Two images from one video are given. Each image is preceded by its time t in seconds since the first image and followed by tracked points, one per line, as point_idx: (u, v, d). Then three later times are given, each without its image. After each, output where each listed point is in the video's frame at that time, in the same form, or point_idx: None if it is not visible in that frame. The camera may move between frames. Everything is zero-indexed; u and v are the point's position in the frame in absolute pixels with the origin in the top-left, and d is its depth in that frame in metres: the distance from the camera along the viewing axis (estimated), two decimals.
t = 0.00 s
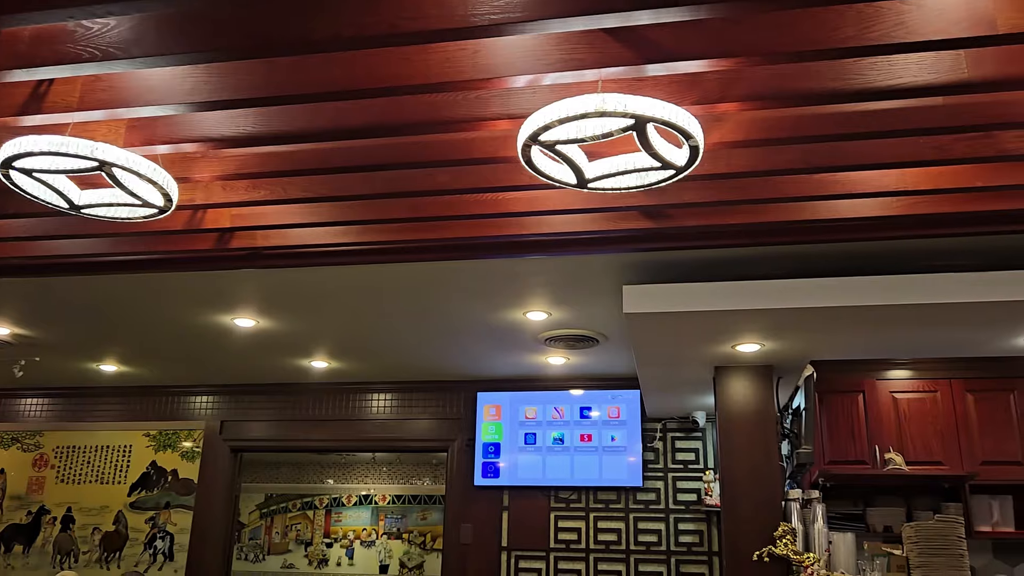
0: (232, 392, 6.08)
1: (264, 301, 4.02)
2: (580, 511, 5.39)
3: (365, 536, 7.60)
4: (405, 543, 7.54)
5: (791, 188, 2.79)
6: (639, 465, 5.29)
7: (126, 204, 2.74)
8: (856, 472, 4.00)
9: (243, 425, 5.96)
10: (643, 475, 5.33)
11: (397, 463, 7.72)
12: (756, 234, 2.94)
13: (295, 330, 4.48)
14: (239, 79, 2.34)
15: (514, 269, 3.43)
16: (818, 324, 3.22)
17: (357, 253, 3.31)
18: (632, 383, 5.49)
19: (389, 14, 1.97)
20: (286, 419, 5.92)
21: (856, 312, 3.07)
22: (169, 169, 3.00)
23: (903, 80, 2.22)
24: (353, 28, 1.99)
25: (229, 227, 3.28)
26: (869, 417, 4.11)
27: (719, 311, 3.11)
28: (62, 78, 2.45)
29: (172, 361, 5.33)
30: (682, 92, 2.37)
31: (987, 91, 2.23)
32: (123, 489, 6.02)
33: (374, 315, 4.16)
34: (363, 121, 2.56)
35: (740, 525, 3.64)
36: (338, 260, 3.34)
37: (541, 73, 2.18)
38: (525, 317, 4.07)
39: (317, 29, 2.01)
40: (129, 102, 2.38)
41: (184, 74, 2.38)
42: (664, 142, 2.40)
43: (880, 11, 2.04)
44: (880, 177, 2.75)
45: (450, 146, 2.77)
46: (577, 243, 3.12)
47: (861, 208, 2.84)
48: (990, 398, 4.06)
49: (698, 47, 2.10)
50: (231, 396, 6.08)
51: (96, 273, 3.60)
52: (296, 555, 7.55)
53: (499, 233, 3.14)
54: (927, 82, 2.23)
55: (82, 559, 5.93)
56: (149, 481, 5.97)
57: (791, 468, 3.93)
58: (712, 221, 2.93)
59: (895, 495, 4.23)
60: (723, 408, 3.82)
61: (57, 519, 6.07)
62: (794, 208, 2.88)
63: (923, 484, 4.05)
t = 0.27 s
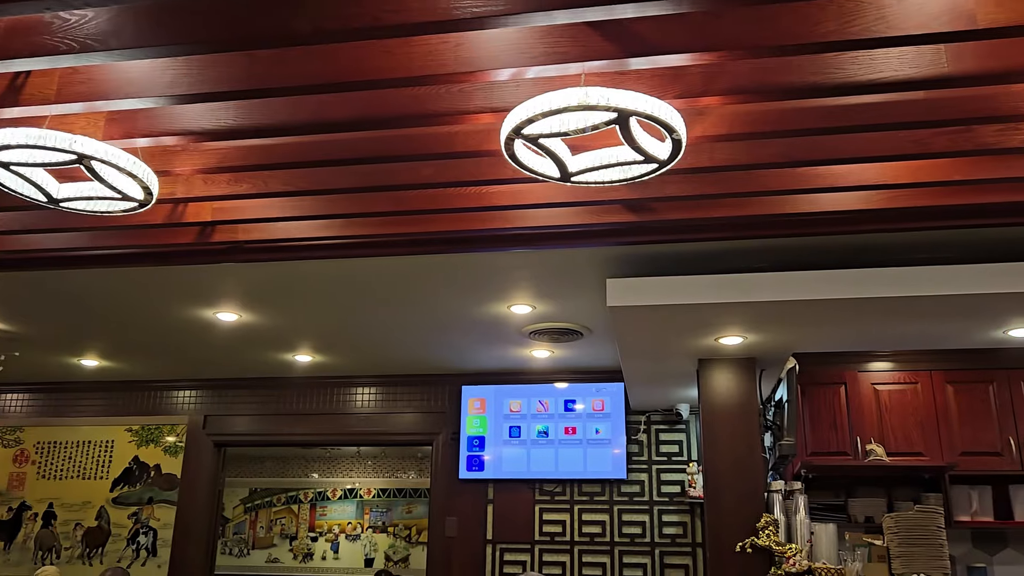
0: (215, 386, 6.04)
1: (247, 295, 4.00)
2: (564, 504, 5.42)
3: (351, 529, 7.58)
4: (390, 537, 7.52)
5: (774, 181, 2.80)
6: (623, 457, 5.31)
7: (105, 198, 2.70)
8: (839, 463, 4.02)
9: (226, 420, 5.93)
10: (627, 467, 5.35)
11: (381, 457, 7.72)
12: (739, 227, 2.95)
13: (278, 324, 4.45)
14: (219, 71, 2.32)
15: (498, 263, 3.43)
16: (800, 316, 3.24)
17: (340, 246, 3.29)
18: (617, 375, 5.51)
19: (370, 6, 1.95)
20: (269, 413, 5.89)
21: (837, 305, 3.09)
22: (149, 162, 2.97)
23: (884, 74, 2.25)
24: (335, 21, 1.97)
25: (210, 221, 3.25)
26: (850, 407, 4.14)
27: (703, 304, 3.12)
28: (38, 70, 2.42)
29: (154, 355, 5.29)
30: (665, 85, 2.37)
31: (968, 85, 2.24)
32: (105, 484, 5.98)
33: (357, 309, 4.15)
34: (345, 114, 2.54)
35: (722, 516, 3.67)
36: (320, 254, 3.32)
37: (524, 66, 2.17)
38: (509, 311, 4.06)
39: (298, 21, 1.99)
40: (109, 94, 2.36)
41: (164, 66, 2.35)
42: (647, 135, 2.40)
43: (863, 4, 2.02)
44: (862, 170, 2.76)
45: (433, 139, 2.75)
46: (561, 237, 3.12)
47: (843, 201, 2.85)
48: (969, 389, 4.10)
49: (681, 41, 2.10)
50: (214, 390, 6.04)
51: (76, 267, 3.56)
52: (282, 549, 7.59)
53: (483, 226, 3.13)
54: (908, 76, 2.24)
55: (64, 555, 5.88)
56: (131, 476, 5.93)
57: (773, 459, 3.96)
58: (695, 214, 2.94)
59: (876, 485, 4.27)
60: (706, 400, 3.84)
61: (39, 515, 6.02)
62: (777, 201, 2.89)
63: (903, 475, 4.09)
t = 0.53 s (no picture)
0: (199, 380, 6.00)
1: (231, 289, 3.97)
2: (550, 497, 5.42)
3: (336, 524, 7.56)
4: (376, 531, 7.51)
5: (758, 175, 2.81)
6: (608, 450, 5.33)
7: (86, 191, 2.67)
8: (822, 456, 4.05)
9: (210, 414, 5.90)
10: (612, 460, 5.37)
11: (367, 451, 7.69)
12: (724, 221, 2.96)
13: (262, 318, 4.43)
14: (202, 63, 2.29)
15: (483, 256, 3.42)
16: (784, 310, 3.26)
17: (324, 240, 3.28)
18: (602, 369, 5.52)
19: None
20: (254, 408, 5.86)
21: (821, 298, 3.11)
22: (130, 155, 2.94)
23: (866, 68, 2.24)
24: (318, 12, 1.95)
25: (193, 214, 3.22)
26: (833, 400, 4.17)
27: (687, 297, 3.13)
28: (17, 62, 2.39)
29: (137, 349, 5.25)
30: (650, 79, 2.37)
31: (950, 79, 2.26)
32: (88, 479, 5.93)
33: (342, 303, 4.14)
34: (328, 107, 2.53)
35: (706, 508, 3.68)
36: (304, 247, 3.30)
37: (508, 59, 2.16)
38: (494, 304, 4.06)
39: (281, 12, 1.97)
40: (88, 86, 2.32)
41: (145, 57, 2.32)
42: (632, 129, 2.40)
43: None
44: (846, 164, 2.77)
45: (417, 132, 2.74)
46: (546, 230, 3.12)
47: (827, 195, 2.86)
48: (950, 381, 4.14)
49: (666, 34, 2.09)
50: (198, 384, 6.00)
51: (56, 261, 3.52)
52: (266, 543, 7.57)
53: (468, 220, 3.13)
54: (891, 70, 2.25)
55: (46, 551, 5.84)
56: (114, 471, 5.89)
57: (757, 452, 3.98)
58: (680, 208, 2.95)
59: (858, 477, 4.31)
60: (691, 393, 3.85)
61: (20, 511, 5.97)
62: (761, 195, 2.90)
63: (886, 466, 4.12)
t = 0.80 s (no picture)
0: (182, 375, 5.96)
1: (214, 283, 3.94)
2: (535, 491, 5.45)
3: (322, 518, 7.54)
4: (361, 526, 7.48)
5: (743, 170, 2.81)
6: (594, 444, 5.34)
7: (67, 183, 2.64)
8: (806, 449, 4.08)
9: (194, 409, 5.87)
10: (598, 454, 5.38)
11: (352, 446, 7.73)
12: (709, 215, 2.97)
13: (246, 312, 4.40)
14: (184, 55, 2.27)
15: (469, 250, 3.42)
16: (768, 304, 3.27)
17: (308, 234, 3.26)
18: (588, 363, 5.53)
19: None
20: (238, 402, 5.84)
21: (805, 292, 3.12)
22: (112, 148, 2.91)
23: (850, 63, 2.26)
24: (301, 4, 1.93)
25: (176, 207, 3.20)
26: (817, 393, 4.20)
27: (673, 292, 3.14)
28: None
29: (120, 344, 5.21)
30: (635, 73, 2.37)
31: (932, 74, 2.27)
32: (71, 475, 5.90)
33: (327, 297, 4.12)
34: (312, 100, 2.51)
35: (691, 502, 3.69)
36: (288, 241, 3.28)
37: (494, 52, 2.15)
38: (480, 299, 4.05)
39: (264, 4, 1.95)
40: (69, 77, 2.30)
41: (126, 48, 2.29)
42: (617, 123, 2.40)
43: None
44: (830, 159, 2.78)
45: (402, 125, 2.73)
46: (532, 224, 3.11)
47: (811, 189, 2.87)
48: (933, 375, 4.18)
49: (652, 28, 2.09)
50: (182, 379, 5.96)
51: (37, 255, 3.48)
52: (252, 539, 7.55)
53: (454, 214, 3.12)
54: (875, 65, 2.26)
55: (28, 547, 5.80)
56: (97, 467, 5.85)
57: (741, 446, 3.99)
58: (666, 202, 2.95)
59: (841, 470, 4.34)
60: (676, 387, 3.87)
61: (2, 507, 5.92)
62: (746, 190, 2.91)
63: (869, 459, 4.15)
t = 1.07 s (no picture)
0: (165, 370, 5.92)
1: (197, 278, 3.91)
2: (520, 486, 5.45)
3: (306, 514, 7.52)
4: (346, 521, 7.47)
5: (729, 166, 2.82)
6: (579, 440, 5.35)
7: (48, 177, 2.61)
8: (789, 444, 4.10)
9: (178, 405, 5.83)
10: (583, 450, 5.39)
11: (337, 442, 7.70)
12: (694, 212, 2.98)
13: (230, 307, 4.37)
14: (167, 48, 2.24)
15: (454, 246, 3.41)
16: (752, 301, 3.29)
17: (293, 229, 3.24)
18: (573, 358, 5.54)
19: None
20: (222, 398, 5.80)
21: (788, 289, 3.14)
22: (94, 141, 2.88)
23: (834, 61, 2.28)
24: None
25: (159, 201, 3.17)
26: (800, 389, 4.22)
27: (658, 288, 3.14)
28: None
29: (102, 339, 5.16)
30: (620, 69, 2.37)
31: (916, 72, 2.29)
32: (52, 471, 5.85)
33: (312, 292, 4.10)
34: (296, 94, 2.49)
35: (676, 497, 3.71)
36: (273, 236, 3.26)
37: (480, 47, 2.15)
38: (465, 294, 4.05)
39: None
40: (50, 70, 2.27)
41: (108, 41, 2.27)
42: (602, 119, 2.40)
43: None
44: (814, 156, 2.79)
45: (387, 120, 2.72)
46: (517, 220, 3.11)
47: (795, 186, 2.89)
48: (915, 370, 4.21)
49: (638, 25, 2.09)
50: (165, 374, 5.92)
51: (17, 249, 3.44)
52: (236, 535, 7.47)
53: (439, 209, 3.11)
54: (859, 63, 2.27)
55: (9, 544, 5.75)
56: (79, 463, 5.80)
57: (726, 441, 4.01)
58: (651, 198, 2.95)
59: (824, 465, 4.37)
60: (661, 383, 3.88)
61: None
62: (730, 186, 2.92)
63: (852, 455, 4.18)
